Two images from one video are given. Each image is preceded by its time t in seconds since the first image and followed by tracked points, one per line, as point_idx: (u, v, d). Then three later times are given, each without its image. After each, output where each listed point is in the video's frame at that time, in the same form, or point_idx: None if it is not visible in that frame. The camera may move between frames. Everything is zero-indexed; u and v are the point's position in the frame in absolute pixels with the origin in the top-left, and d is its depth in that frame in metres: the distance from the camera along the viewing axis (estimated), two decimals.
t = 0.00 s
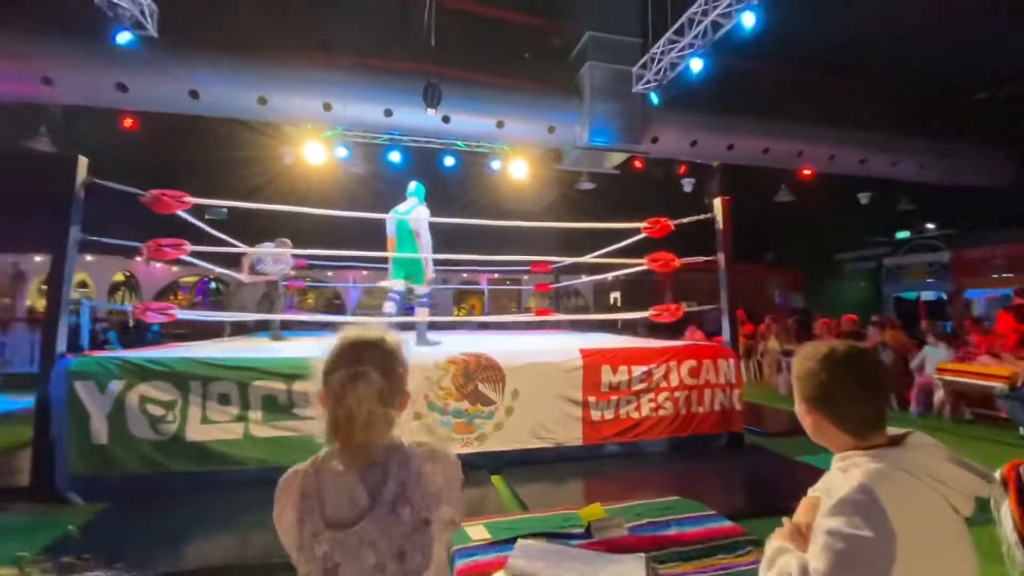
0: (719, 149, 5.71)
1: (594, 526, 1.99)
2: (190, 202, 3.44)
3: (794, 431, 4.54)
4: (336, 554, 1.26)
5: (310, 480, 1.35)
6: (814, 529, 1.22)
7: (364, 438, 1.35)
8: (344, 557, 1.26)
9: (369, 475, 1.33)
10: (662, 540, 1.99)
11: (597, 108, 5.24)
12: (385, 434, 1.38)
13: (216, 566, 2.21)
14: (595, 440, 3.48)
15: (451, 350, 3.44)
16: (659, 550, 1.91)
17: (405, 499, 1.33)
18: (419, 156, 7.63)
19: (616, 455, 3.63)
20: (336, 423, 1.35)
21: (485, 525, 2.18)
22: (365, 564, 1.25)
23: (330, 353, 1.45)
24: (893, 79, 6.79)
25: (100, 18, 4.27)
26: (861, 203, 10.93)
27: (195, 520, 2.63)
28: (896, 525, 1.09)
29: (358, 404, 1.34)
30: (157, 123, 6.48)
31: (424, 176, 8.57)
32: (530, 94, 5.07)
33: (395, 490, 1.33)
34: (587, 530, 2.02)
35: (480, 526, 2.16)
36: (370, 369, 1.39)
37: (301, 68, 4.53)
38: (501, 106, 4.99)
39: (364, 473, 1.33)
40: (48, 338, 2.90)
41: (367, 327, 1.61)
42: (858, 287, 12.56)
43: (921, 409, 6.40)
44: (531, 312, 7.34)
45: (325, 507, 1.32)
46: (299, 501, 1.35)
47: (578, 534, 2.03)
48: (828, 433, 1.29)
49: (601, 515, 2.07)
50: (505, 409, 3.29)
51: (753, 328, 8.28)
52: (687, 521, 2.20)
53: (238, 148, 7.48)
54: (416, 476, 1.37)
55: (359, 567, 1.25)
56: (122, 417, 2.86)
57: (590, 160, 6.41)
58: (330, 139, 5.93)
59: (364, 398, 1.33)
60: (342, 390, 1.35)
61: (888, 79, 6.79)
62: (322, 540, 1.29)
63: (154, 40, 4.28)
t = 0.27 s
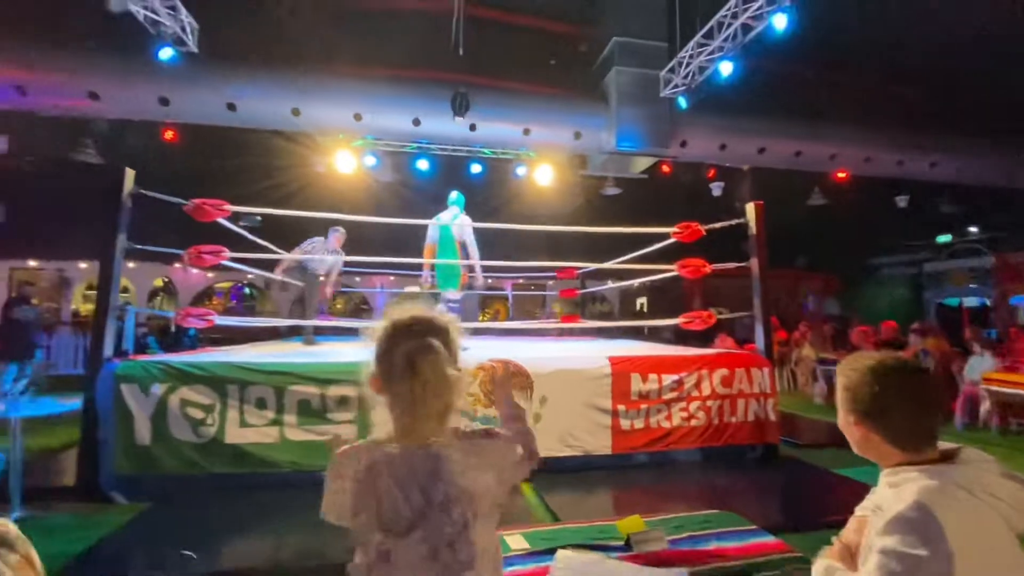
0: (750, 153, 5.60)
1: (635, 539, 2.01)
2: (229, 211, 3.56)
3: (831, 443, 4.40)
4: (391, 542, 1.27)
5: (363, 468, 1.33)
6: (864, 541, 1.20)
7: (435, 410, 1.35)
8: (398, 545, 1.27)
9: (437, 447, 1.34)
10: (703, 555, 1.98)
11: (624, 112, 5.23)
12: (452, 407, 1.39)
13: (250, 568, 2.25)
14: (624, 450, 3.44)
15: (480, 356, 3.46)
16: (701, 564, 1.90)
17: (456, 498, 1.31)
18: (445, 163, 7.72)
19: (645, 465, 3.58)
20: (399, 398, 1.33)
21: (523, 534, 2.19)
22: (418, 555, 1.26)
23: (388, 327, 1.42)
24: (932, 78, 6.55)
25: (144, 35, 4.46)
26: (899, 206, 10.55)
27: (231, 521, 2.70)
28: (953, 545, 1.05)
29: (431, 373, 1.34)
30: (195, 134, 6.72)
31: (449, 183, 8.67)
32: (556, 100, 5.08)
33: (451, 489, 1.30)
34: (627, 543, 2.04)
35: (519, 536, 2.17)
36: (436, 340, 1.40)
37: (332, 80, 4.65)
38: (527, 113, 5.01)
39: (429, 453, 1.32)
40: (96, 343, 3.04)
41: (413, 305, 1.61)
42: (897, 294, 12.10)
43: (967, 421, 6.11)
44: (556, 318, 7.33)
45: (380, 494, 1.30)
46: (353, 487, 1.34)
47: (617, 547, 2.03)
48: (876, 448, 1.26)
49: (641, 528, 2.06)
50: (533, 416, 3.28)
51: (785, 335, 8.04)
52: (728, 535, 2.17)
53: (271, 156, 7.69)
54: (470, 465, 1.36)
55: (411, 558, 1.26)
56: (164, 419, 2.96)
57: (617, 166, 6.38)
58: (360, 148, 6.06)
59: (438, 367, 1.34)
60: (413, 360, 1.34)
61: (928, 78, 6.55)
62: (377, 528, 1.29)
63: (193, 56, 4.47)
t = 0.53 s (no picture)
0: (786, 156, 5.46)
1: (675, 558, 1.98)
2: (268, 220, 3.68)
3: (874, 457, 4.22)
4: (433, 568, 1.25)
5: (413, 487, 1.33)
6: (922, 572, 1.16)
7: (482, 440, 1.33)
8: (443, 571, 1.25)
9: (483, 476, 1.32)
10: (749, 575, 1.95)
11: (654, 117, 5.17)
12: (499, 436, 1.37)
13: (288, 569, 2.30)
14: (657, 460, 3.38)
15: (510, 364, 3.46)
16: None
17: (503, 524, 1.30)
18: (474, 170, 7.79)
19: (679, 477, 3.50)
20: (451, 422, 1.32)
21: (562, 550, 2.19)
22: None
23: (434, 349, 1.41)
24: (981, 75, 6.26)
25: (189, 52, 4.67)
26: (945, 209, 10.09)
27: (269, 522, 2.77)
28: None
29: (478, 402, 1.32)
30: (235, 146, 6.98)
31: (478, 190, 8.74)
32: (585, 105, 5.06)
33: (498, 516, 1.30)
34: (669, 562, 2.02)
35: (558, 551, 2.16)
36: (484, 366, 1.38)
37: (366, 91, 4.76)
38: (556, 119, 5.01)
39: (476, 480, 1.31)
40: (144, 347, 3.17)
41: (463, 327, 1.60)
42: (943, 300, 11.54)
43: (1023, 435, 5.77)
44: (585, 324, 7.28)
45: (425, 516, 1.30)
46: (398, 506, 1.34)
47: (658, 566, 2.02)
48: (932, 476, 1.22)
49: (682, 547, 2.04)
50: (564, 424, 3.26)
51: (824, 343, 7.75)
52: (774, 557, 2.12)
53: (306, 165, 7.91)
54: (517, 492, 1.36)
55: None
56: (207, 423, 3.07)
57: (647, 171, 6.31)
58: (391, 156, 6.17)
59: (485, 396, 1.33)
60: (461, 387, 1.33)
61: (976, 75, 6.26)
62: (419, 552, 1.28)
63: (234, 72, 4.65)
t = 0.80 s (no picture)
0: (827, 158, 5.29)
1: (715, 563, 1.89)
2: (308, 225, 3.80)
3: (924, 472, 4.01)
4: (473, 548, 1.29)
5: (457, 474, 1.35)
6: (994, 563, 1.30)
7: (533, 437, 1.35)
8: (479, 555, 1.28)
9: (529, 471, 1.34)
10: None
11: (688, 120, 5.10)
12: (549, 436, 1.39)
13: (324, 565, 2.36)
14: (691, 469, 3.31)
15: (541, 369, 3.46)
16: None
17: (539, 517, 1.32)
18: (505, 176, 7.86)
19: (714, 487, 3.43)
20: (504, 413, 1.35)
21: (598, 552, 2.23)
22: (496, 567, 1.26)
23: (491, 340, 1.43)
24: None
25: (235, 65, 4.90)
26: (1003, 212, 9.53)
27: (307, 519, 2.86)
28: None
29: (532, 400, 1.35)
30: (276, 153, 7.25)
31: (509, 195, 8.81)
32: (619, 109, 5.04)
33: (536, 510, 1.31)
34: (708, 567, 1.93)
35: (592, 553, 2.21)
36: (539, 364, 1.39)
37: (400, 99, 4.88)
38: (588, 124, 5.00)
39: (518, 475, 1.33)
40: (192, 346, 3.33)
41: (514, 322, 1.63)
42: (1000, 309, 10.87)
43: None
44: (616, 329, 7.22)
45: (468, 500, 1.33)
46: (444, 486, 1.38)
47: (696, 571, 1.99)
48: (996, 474, 1.38)
49: (721, 555, 1.95)
50: (595, 430, 3.23)
51: (868, 352, 7.42)
52: (817, 568, 2.13)
53: (342, 172, 8.14)
54: (555, 489, 1.37)
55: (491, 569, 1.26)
56: (249, 420, 3.19)
57: (680, 175, 6.22)
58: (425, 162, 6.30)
59: (540, 394, 1.35)
60: (516, 382, 1.35)
61: None
62: (461, 532, 1.31)
63: (277, 83, 4.84)
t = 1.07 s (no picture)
0: (859, 163, 5.16)
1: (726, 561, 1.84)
2: (335, 226, 3.91)
3: (958, 488, 3.86)
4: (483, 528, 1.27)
5: (467, 455, 1.39)
6: None
7: (538, 420, 1.44)
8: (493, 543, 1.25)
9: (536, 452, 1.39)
10: None
11: (714, 124, 5.06)
12: (550, 422, 1.48)
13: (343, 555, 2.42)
14: (711, 476, 3.28)
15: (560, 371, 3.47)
16: None
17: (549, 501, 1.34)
18: (529, 180, 7.91)
19: (734, 494, 3.38)
20: (509, 399, 1.45)
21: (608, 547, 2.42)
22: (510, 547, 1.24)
23: (498, 333, 1.57)
24: None
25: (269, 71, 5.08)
26: None
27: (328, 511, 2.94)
28: None
29: (536, 386, 1.46)
30: (306, 157, 7.46)
31: (532, 199, 8.85)
32: (643, 114, 5.03)
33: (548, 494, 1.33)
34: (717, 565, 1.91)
35: (602, 548, 2.41)
36: (541, 355, 1.52)
37: (426, 104, 4.98)
38: (612, 128, 5.01)
39: (529, 457, 1.36)
40: (223, 341, 3.46)
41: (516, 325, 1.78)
42: None
43: None
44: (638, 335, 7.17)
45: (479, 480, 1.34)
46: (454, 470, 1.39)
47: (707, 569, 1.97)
48: (1016, 494, 1.27)
49: (732, 554, 1.92)
50: (613, 434, 3.23)
51: (901, 363, 7.18)
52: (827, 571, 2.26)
53: (369, 175, 8.31)
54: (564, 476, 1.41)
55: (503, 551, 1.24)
56: (275, 413, 3.30)
57: (705, 180, 6.16)
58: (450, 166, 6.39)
59: (542, 380, 1.47)
60: (522, 368, 1.47)
61: None
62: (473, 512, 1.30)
63: (308, 88, 5.00)
